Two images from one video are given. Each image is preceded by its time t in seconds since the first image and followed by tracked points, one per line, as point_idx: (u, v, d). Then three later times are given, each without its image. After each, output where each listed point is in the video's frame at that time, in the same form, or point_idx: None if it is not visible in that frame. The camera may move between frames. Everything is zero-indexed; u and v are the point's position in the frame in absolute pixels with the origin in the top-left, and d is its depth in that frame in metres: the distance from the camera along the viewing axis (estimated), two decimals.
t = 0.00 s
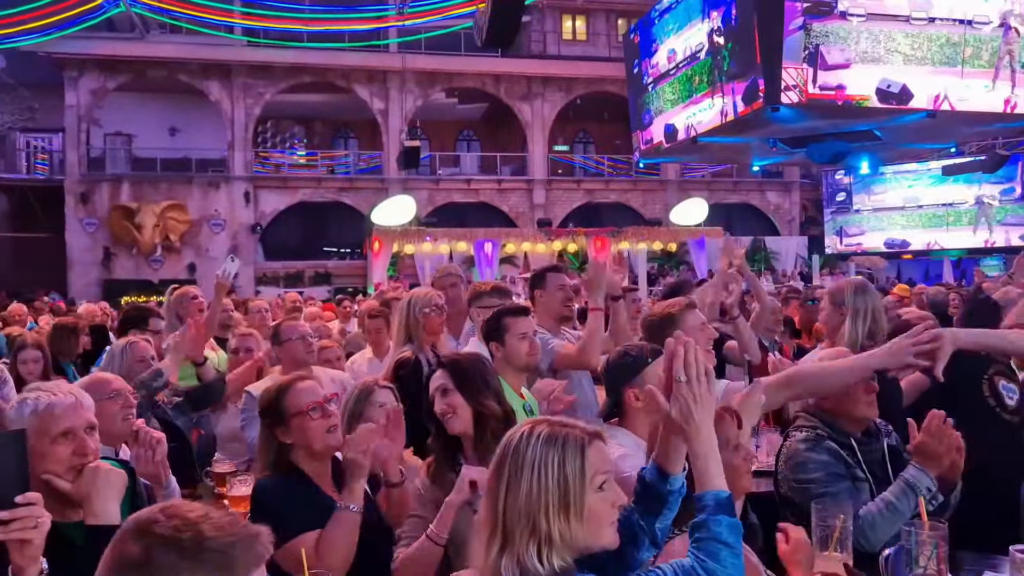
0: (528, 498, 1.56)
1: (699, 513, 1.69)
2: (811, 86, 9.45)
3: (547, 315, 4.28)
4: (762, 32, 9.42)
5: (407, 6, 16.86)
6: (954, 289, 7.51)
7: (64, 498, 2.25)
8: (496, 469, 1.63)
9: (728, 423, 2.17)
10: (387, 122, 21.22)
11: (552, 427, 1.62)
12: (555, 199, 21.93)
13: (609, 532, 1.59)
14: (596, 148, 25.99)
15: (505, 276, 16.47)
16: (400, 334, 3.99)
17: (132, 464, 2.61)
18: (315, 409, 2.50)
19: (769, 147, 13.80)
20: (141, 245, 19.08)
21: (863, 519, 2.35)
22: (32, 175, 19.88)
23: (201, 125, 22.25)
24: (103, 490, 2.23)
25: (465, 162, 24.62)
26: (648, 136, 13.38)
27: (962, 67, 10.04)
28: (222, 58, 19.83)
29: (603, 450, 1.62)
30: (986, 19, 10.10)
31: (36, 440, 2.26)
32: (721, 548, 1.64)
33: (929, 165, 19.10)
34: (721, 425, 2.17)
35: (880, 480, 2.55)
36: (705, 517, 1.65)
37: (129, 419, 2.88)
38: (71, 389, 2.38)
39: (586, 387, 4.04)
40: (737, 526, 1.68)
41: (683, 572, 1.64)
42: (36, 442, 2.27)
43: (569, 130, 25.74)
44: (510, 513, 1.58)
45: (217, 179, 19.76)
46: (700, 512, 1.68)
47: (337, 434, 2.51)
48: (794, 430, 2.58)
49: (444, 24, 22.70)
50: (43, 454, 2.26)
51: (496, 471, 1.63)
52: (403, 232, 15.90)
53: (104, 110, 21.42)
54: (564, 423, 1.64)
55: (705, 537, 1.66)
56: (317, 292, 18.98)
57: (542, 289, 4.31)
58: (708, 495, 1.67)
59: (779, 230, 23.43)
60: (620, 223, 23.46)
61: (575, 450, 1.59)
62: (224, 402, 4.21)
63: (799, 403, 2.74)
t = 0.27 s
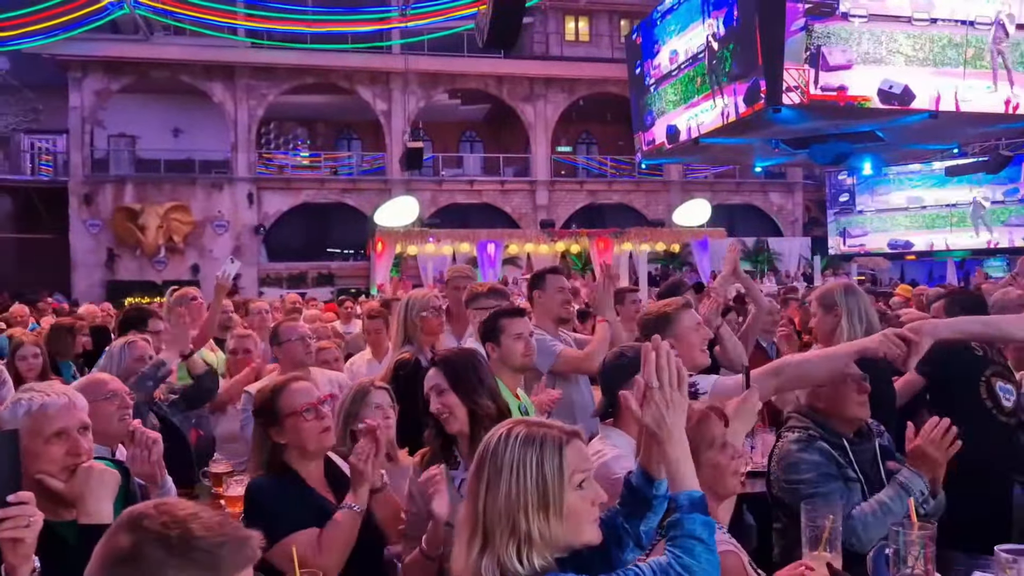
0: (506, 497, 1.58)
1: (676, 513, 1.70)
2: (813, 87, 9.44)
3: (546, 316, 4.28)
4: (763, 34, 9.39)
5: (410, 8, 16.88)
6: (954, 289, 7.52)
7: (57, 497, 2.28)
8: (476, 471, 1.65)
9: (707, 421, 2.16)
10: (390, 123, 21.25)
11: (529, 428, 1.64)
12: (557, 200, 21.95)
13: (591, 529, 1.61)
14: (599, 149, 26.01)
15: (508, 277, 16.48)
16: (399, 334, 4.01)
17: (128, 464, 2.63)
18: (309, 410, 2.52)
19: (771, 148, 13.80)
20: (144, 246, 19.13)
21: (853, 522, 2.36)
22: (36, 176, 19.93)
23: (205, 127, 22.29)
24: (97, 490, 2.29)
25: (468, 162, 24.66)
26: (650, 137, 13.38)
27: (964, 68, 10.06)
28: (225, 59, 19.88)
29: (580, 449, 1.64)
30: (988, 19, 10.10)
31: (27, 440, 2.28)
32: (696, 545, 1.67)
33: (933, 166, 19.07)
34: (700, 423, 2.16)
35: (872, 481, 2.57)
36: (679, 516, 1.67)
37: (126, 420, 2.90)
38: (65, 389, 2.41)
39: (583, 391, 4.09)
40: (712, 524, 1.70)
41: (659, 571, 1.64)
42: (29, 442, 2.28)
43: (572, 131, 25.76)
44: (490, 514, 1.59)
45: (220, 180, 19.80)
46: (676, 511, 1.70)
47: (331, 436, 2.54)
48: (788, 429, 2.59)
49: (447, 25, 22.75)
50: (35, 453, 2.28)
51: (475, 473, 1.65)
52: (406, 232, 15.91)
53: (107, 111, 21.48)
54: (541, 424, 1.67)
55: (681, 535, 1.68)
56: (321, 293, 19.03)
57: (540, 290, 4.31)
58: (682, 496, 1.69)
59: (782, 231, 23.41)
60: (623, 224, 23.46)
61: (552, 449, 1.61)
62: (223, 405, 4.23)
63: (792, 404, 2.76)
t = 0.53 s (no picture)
0: (495, 497, 1.60)
1: (666, 514, 1.71)
2: (814, 88, 9.45)
3: (546, 316, 4.29)
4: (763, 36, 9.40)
5: (411, 10, 16.90)
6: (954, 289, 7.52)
7: (55, 497, 2.30)
8: (464, 473, 1.67)
9: (695, 421, 2.20)
10: (391, 124, 21.28)
11: (517, 428, 1.67)
12: (559, 202, 21.96)
13: (581, 525, 1.64)
14: (600, 150, 26.03)
15: (509, 278, 16.50)
16: (400, 334, 4.02)
17: (127, 465, 2.65)
18: (306, 411, 2.54)
19: (772, 150, 13.81)
20: (147, 247, 19.16)
21: (847, 523, 2.39)
22: (38, 178, 19.97)
23: (207, 128, 22.33)
24: (94, 489, 2.29)
25: (470, 164, 24.68)
26: (651, 139, 13.39)
27: (965, 70, 10.05)
28: (227, 61, 19.92)
29: (568, 448, 1.67)
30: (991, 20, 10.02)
31: (26, 441, 2.30)
32: (687, 549, 1.66)
33: (934, 167, 19.05)
34: (690, 425, 2.20)
35: (866, 480, 2.59)
36: (670, 519, 1.68)
37: (124, 421, 2.92)
38: (64, 391, 2.44)
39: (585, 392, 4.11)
40: (704, 527, 1.70)
41: (649, 572, 1.66)
42: (28, 443, 2.31)
43: (574, 133, 25.78)
44: (479, 515, 1.61)
45: (222, 182, 19.84)
46: (667, 514, 1.71)
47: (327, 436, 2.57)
48: (784, 430, 2.61)
49: (449, 27, 22.76)
50: (34, 454, 2.31)
51: (463, 474, 1.67)
52: (408, 234, 15.92)
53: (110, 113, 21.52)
54: (527, 423, 1.69)
55: (672, 538, 1.68)
56: (323, 294, 19.06)
57: (541, 291, 4.32)
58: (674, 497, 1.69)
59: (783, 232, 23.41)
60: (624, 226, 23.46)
61: (540, 448, 1.64)
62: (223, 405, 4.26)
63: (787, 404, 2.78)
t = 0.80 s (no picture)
0: (490, 498, 1.64)
1: (659, 515, 1.74)
2: (813, 90, 9.49)
3: (547, 318, 4.32)
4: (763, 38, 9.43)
5: (412, 12, 16.93)
6: (952, 291, 7.55)
7: (56, 496, 2.35)
8: (460, 475, 1.71)
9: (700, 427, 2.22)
10: (393, 126, 21.31)
11: (511, 430, 1.71)
12: (560, 203, 22.00)
13: (574, 527, 1.68)
14: (601, 152, 26.09)
15: (510, 279, 16.54)
16: (401, 336, 4.05)
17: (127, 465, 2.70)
18: (304, 412, 2.60)
19: (772, 151, 13.84)
20: (148, 248, 19.22)
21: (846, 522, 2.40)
22: (40, 179, 20.03)
23: (208, 130, 22.39)
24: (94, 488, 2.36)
25: (471, 165, 24.74)
26: (651, 140, 13.44)
27: (964, 72, 10.04)
28: (229, 62, 19.95)
29: (562, 450, 1.71)
30: (992, 21, 9.98)
31: (27, 441, 2.35)
32: (681, 551, 1.69)
33: (935, 168, 19.04)
34: (692, 430, 2.22)
35: (862, 481, 2.63)
36: (663, 520, 1.71)
37: (126, 421, 2.97)
38: (65, 392, 2.49)
39: (585, 393, 4.14)
40: (696, 530, 1.73)
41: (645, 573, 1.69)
42: (29, 443, 2.36)
43: (575, 134, 25.83)
44: (473, 515, 1.65)
45: (223, 183, 19.88)
46: (661, 515, 1.74)
47: (324, 438, 2.61)
48: (781, 431, 2.64)
49: (450, 29, 22.82)
50: (35, 454, 2.36)
51: (459, 475, 1.71)
52: (409, 235, 15.96)
53: (111, 114, 21.58)
54: (523, 426, 1.73)
55: (665, 540, 1.71)
56: (324, 295, 19.11)
57: (542, 292, 4.36)
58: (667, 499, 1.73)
59: (784, 233, 23.44)
60: (625, 227, 23.52)
61: (533, 450, 1.68)
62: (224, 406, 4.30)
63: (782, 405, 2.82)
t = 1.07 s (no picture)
0: (485, 492, 1.65)
1: (653, 508, 1.75)
2: (811, 92, 9.49)
3: (545, 318, 4.33)
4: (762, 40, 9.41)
5: (411, 13, 16.94)
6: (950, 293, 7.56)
7: (55, 497, 2.34)
8: (454, 470, 1.71)
9: (683, 430, 2.21)
10: (391, 127, 21.32)
11: (504, 425, 1.71)
12: (558, 205, 22.02)
13: (568, 519, 1.69)
14: (600, 154, 26.11)
15: (509, 281, 16.53)
16: (399, 337, 4.05)
17: (126, 465, 2.69)
18: (297, 412, 2.59)
19: (770, 153, 13.85)
20: (147, 250, 19.20)
21: (838, 520, 2.42)
22: (39, 180, 20.00)
23: (207, 131, 22.38)
24: (92, 488, 2.37)
25: (470, 167, 24.74)
26: (650, 142, 13.45)
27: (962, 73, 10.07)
28: (227, 64, 19.95)
29: (555, 443, 1.71)
30: (990, 24, 10.00)
31: (26, 441, 2.33)
32: (674, 541, 1.70)
33: (934, 170, 19.05)
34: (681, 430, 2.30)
35: (855, 481, 2.63)
36: (657, 512, 1.71)
37: (123, 421, 2.96)
38: (62, 392, 2.47)
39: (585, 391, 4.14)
40: (689, 520, 1.74)
41: (640, 567, 1.70)
42: (27, 443, 2.34)
43: (574, 135, 25.85)
44: (469, 512, 1.66)
45: (222, 184, 19.87)
46: (654, 508, 1.74)
47: (319, 437, 2.60)
48: (774, 431, 2.65)
49: (449, 30, 22.86)
50: (33, 454, 2.34)
51: (453, 473, 1.71)
52: (408, 236, 15.95)
53: (110, 116, 21.57)
54: (516, 420, 1.73)
55: (659, 532, 1.72)
56: (323, 296, 19.10)
57: (540, 292, 4.35)
58: (660, 492, 1.72)
59: (782, 235, 23.45)
60: (624, 229, 23.53)
61: (527, 444, 1.68)
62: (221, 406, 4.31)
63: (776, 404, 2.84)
